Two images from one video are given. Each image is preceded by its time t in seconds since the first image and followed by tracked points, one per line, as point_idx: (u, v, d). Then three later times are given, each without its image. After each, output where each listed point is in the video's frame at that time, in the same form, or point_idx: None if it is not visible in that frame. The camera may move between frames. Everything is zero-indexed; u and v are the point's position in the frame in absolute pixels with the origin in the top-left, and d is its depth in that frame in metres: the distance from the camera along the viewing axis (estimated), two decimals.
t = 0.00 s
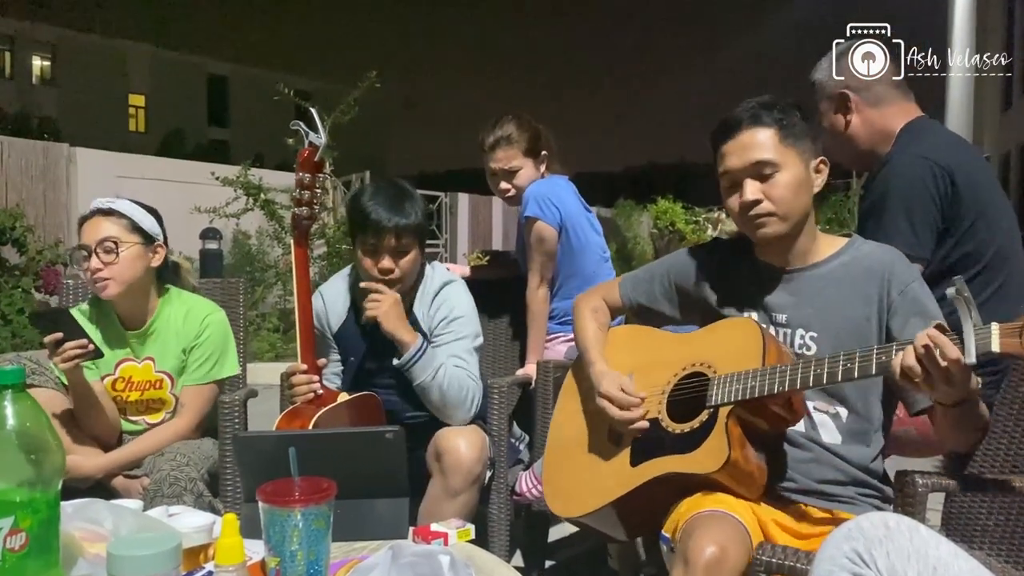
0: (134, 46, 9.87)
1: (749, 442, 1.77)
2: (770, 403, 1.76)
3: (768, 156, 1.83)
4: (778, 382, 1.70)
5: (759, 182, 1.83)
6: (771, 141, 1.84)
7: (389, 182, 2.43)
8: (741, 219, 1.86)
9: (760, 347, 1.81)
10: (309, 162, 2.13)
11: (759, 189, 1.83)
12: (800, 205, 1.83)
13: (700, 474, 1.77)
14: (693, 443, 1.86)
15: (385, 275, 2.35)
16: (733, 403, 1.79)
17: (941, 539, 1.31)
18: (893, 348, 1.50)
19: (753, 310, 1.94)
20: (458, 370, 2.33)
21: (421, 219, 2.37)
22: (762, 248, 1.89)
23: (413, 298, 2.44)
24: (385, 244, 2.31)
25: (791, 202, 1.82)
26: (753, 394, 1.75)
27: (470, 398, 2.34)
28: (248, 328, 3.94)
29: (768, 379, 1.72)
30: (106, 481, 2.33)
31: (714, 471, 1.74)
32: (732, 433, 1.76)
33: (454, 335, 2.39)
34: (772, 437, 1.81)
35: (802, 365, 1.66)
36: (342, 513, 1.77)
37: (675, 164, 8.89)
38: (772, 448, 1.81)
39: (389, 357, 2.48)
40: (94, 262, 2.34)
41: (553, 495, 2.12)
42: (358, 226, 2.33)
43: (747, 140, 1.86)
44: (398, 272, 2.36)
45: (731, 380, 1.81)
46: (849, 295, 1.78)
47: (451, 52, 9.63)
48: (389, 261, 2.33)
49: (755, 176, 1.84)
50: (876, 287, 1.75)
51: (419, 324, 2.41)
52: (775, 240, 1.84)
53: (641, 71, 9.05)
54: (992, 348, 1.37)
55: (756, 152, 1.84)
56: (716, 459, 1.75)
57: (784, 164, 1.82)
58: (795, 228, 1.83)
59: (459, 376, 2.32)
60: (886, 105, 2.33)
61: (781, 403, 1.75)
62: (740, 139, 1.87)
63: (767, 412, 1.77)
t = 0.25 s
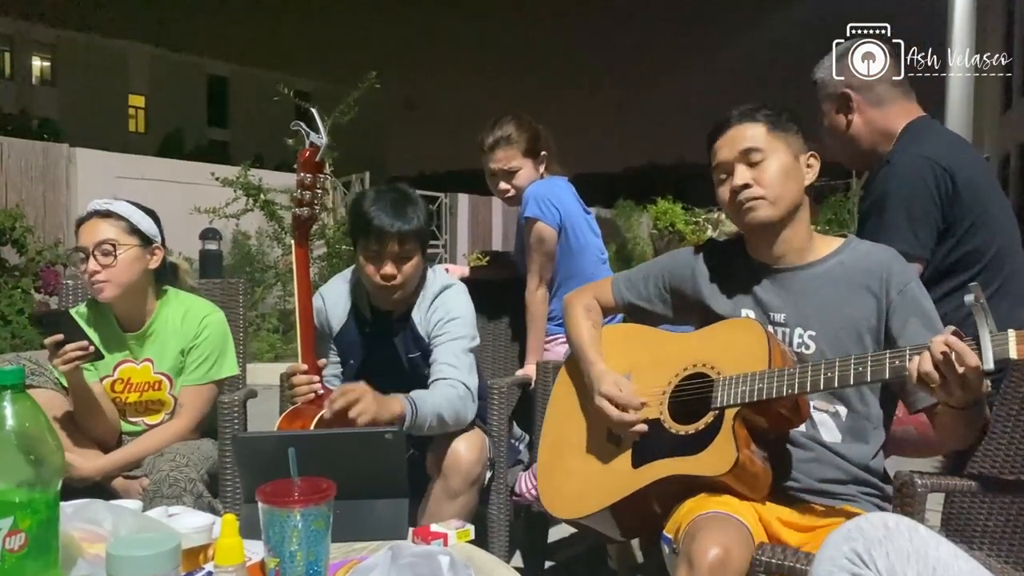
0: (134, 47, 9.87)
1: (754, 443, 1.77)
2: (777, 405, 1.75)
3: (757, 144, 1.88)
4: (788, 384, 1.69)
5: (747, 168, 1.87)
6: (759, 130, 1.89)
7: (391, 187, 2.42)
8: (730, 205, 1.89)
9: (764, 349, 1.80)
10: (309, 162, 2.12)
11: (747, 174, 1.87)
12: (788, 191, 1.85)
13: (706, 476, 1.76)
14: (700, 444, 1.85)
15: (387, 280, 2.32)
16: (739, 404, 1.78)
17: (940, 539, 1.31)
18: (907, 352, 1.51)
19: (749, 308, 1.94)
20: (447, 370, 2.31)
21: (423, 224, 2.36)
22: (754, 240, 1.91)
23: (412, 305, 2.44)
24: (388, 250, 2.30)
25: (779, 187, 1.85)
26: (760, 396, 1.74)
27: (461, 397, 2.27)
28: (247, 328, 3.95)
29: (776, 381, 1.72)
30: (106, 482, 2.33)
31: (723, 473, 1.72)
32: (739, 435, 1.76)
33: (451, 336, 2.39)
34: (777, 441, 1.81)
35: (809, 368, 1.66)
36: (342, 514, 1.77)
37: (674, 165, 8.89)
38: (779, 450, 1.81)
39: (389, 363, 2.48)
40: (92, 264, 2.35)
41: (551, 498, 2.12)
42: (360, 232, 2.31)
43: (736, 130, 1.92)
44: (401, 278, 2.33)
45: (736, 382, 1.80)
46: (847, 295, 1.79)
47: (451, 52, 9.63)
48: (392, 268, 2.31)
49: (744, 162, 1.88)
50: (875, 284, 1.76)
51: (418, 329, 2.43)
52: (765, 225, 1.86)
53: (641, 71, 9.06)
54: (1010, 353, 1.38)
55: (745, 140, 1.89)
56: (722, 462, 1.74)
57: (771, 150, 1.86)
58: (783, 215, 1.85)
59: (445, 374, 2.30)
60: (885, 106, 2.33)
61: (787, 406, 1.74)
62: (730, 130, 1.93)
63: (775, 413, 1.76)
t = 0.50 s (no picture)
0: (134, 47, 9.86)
1: (743, 445, 1.78)
2: (767, 406, 1.75)
3: (774, 137, 1.88)
4: (776, 387, 1.70)
5: (763, 158, 1.86)
6: (779, 124, 1.90)
7: (389, 195, 2.42)
8: (740, 192, 1.88)
9: (756, 350, 1.80)
10: (307, 163, 2.12)
11: (762, 163, 1.86)
12: (800, 186, 1.84)
13: (693, 476, 1.77)
14: (689, 444, 1.86)
15: (387, 291, 2.33)
16: (728, 406, 1.79)
17: (940, 539, 1.31)
18: (884, 360, 1.51)
19: (750, 309, 1.94)
20: (438, 370, 2.30)
21: (422, 233, 2.36)
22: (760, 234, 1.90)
23: (410, 313, 2.44)
24: (387, 260, 2.30)
25: (791, 181, 1.84)
26: (747, 398, 1.75)
27: (453, 394, 2.24)
28: (247, 328, 3.95)
29: (762, 386, 1.73)
30: (106, 482, 2.33)
31: (708, 473, 1.74)
32: (726, 437, 1.76)
33: (445, 336, 2.38)
34: (771, 443, 1.81)
35: (795, 372, 1.67)
36: (342, 514, 1.77)
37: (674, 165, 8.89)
38: (771, 453, 1.81)
39: (380, 369, 2.51)
40: (86, 264, 2.34)
41: (552, 490, 2.13)
42: (359, 242, 2.31)
43: (757, 122, 1.92)
44: (400, 288, 2.34)
45: (725, 384, 1.81)
46: (850, 298, 1.79)
47: (450, 52, 9.63)
48: (391, 279, 2.31)
49: (759, 153, 1.87)
50: (879, 288, 1.76)
51: (412, 336, 2.43)
52: (770, 216, 1.84)
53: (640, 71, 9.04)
54: (984, 364, 1.37)
55: (764, 133, 1.89)
56: (710, 462, 1.75)
57: (788, 144, 1.86)
58: (791, 209, 1.84)
59: (435, 372, 2.30)
60: (887, 106, 2.34)
61: (776, 406, 1.74)
62: (750, 122, 1.93)
63: (760, 413, 1.77)
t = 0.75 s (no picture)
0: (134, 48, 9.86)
1: (737, 446, 1.79)
2: (763, 407, 1.77)
3: (810, 138, 1.87)
4: (773, 390, 1.72)
5: (797, 154, 1.86)
6: (816, 124, 1.89)
7: (385, 199, 2.42)
8: (769, 186, 1.86)
9: (756, 349, 1.81)
10: (303, 164, 2.12)
11: (795, 159, 1.85)
12: (828, 187, 1.83)
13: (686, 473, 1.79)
14: (685, 441, 1.87)
15: (384, 295, 2.33)
16: (723, 405, 1.81)
17: (940, 540, 1.31)
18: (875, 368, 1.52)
19: (762, 308, 1.94)
20: (433, 372, 2.30)
21: (418, 237, 2.36)
22: (781, 234, 1.89)
23: (405, 317, 2.46)
24: (384, 264, 2.29)
25: (822, 180, 1.83)
26: (746, 398, 1.76)
27: (447, 397, 2.24)
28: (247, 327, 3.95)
29: (764, 386, 1.73)
30: (106, 482, 2.33)
31: (700, 472, 1.76)
32: (720, 436, 1.78)
33: (440, 338, 2.38)
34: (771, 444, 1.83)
35: (791, 374, 1.69)
36: (341, 514, 1.77)
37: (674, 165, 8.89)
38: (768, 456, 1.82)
39: (380, 369, 2.49)
40: (80, 261, 2.34)
41: (556, 477, 2.15)
42: (356, 245, 2.31)
43: (794, 119, 1.92)
44: (396, 292, 2.34)
45: (726, 382, 1.82)
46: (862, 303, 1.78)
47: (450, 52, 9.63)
48: (388, 283, 2.31)
49: (794, 150, 1.87)
50: (893, 295, 1.75)
51: (409, 339, 2.44)
52: (796, 213, 1.82)
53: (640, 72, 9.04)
54: (968, 379, 1.37)
55: (800, 131, 1.89)
56: (701, 460, 1.78)
57: (822, 143, 1.86)
58: (816, 208, 1.82)
59: (431, 374, 2.30)
60: (887, 106, 2.34)
61: (772, 408, 1.76)
62: (787, 119, 1.93)
63: (756, 414, 1.79)
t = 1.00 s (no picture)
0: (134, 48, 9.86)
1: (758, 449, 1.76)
2: (789, 413, 1.74)
3: (828, 136, 1.87)
4: (796, 395, 1.70)
5: (814, 150, 1.86)
6: (833, 122, 1.90)
7: (385, 197, 2.42)
8: (786, 179, 1.85)
9: (779, 351, 1.79)
10: (304, 164, 2.12)
11: (812, 153, 1.85)
12: (844, 184, 1.82)
13: (706, 477, 1.76)
14: (705, 442, 1.84)
15: (383, 293, 2.33)
16: (746, 408, 1.77)
17: (940, 539, 1.31)
18: (917, 380, 1.53)
19: (771, 308, 1.94)
20: (431, 367, 2.29)
21: (418, 235, 2.35)
22: (795, 232, 1.89)
23: (406, 314, 2.46)
24: (383, 262, 2.29)
25: (838, 177, 1.82)
26: (770, 402, 1.73)
27: (443, 392, 2.22)
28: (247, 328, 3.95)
29: (787, 391, 1.71)
30: (106, 482, 2.33)
31: (723, 475, 1.72)
32: (741, 440, 1.75)
33: (439, 334, 2.37)
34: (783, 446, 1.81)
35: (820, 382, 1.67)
36: (342, 513, 1.77)
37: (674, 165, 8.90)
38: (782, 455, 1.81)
39: (380, 368, 2.49)
40: (75, 258, 2.34)
41: (555, 474, 2.11)
42: (354, 244, 2.31)
43: (810, 116, 1.92)
44: (395, 291, 2.34)
45: (747, 385, 1.79)
46: (876, 305, 1.79)
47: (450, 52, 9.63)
48: (387, 282, 2.31)
49: (812, 145, 1.87)
50: (906, 297, 1.76)
51: (408, 337, 2.44)
52: (812, 206, 1.82)
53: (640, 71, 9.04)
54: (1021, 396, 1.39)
55: (818, 128, 1.89)
56: (725, 463, 1.73)
57: (839, 141, 1.86)
58: (833, 204, 1.81)
59: (429, 370, 2.29)
60: (889, 105, 2.34)
61: (798, 415, 1.73)
62: (803, 116, 1.93)
63: (777, 417, 1.76)
